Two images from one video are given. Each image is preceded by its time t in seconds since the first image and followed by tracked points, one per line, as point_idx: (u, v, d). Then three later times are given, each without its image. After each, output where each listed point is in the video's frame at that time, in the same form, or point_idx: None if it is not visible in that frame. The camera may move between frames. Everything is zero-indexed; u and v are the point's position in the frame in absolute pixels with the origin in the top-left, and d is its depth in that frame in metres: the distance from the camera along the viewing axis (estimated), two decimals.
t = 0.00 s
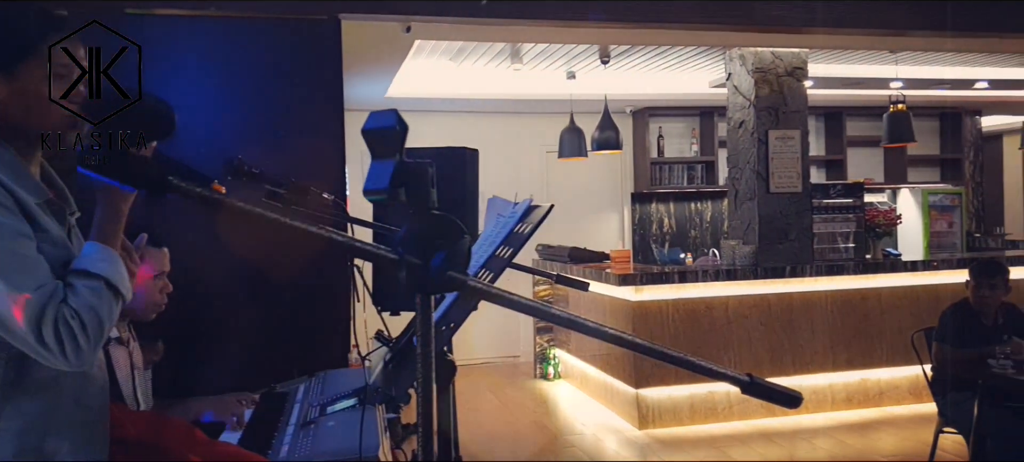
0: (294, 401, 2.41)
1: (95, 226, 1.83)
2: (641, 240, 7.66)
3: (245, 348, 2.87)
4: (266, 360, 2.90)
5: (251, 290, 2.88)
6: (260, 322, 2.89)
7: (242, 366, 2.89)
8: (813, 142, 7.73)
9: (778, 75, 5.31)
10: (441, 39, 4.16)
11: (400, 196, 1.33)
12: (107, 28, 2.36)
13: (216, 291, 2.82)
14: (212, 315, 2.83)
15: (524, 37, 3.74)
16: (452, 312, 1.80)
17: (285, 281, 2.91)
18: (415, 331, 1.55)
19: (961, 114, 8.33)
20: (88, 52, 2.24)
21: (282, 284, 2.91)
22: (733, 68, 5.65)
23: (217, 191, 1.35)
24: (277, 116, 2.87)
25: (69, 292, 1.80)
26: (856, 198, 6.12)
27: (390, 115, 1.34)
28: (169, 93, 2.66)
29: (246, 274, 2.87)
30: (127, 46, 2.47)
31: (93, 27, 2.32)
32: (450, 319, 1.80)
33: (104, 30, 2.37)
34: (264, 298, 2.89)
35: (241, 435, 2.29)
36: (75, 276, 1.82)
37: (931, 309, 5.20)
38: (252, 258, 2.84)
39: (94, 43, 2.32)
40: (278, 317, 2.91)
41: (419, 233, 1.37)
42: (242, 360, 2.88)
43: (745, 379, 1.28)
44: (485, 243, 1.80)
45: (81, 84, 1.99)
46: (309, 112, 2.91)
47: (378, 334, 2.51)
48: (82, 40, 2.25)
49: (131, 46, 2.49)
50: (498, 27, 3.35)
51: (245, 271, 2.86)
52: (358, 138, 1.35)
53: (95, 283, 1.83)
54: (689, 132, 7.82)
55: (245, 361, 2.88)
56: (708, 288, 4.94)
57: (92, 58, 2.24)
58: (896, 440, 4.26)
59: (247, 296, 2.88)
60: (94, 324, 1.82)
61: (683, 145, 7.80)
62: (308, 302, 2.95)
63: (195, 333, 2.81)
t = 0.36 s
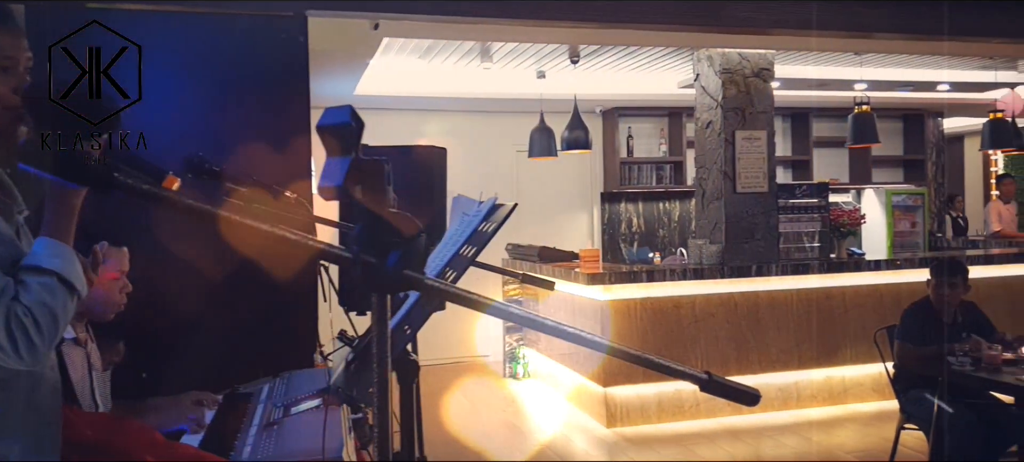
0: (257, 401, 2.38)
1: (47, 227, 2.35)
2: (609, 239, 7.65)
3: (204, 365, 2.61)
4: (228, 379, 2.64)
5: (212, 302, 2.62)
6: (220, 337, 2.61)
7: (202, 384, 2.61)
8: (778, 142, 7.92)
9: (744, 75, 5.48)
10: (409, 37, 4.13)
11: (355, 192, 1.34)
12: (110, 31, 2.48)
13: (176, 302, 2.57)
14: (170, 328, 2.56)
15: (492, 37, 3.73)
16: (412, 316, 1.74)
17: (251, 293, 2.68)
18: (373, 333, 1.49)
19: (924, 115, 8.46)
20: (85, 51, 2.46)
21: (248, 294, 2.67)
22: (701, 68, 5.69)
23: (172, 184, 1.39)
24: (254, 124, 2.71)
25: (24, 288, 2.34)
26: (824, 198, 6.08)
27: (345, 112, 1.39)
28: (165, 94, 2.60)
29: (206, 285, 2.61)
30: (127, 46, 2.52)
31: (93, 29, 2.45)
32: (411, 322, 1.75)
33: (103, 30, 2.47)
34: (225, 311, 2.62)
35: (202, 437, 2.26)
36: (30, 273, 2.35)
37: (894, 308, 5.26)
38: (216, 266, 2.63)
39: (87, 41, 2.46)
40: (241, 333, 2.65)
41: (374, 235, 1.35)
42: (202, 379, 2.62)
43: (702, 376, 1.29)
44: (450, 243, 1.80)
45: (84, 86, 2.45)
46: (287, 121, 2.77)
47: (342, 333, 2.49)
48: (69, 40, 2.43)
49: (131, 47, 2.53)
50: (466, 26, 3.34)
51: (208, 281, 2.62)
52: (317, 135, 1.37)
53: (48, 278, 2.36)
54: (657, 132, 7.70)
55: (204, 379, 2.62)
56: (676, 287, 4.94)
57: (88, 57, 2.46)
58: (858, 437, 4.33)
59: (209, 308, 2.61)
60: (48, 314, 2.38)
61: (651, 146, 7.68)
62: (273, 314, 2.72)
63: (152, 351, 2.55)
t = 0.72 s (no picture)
0: (218, 404, 2.35)
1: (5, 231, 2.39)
2: (578, 238, 7.67)
3: (172, 345, 2.81)
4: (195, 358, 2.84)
5: (170, 289, 2.82)
6: (192, 318, 2.85)
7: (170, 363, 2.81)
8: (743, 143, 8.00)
9: (709, 76, 5.54)
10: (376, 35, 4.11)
11: (307, 190, 1.43)
12: (109, 31, 2.78)
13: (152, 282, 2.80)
14: (147, 304, 2.80)
15: (458, 35, 3.72)
16: (371, 319, 1.74)
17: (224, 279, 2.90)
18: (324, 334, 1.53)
19: (885, 116, 8.59)
20: (86, 51, 2.76)
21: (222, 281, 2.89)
22: (667, 69, 5.73)
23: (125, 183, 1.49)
24: (247, 125, 2.98)
25: None
26: (785, 199, 6.30)
27: (299, 108, 1.45)
28: (162, 94, 2.90)
29: (183, 269, 2.84)
30: (126, 47, 2.81)
31: (93, 28, 2.74)
32: (371, 321, 1.74)
33: (102, 30, 2.76)
34: (200, 294, 2.86)
35: (160, 441, 2.22)
36: None
37: (856, 306, 5.34)
38: (196, 254, 2.83)
39: (87, 42, 2.75)
40: (210, 316, 2.87)
41: (326, 233, 1.41)
42: (169, 358, 2.81)
43: (659, 375, 1.31)
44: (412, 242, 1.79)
45: (84, 84, 2.76)
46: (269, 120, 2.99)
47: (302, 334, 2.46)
48: (68, 40, 2.73)
49: (131, 47, 2.82)
50: (432, 24, 3.33)
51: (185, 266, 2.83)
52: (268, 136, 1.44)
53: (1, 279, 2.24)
54: (625, 133, 7.75)
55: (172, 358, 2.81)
56: (642, 286, 4.97)
57: (88, 57, 2.76)
58: (820, 433, 4.42)
59: (175, 291, 2.83)
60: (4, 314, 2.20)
61: (619, 146, 7.73)
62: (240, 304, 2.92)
63: (125, 328, 2.75)
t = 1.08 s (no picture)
0: (180, 406, 2.32)
1: None
2: (548, 239, 7.49)
3: (140, 353, 2.73)
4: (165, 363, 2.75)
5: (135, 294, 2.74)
6: (167, 323, 2.75)
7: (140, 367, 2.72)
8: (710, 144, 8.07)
9: (677, 77, 5.57)
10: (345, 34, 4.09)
11: (261, 188, 1.38)
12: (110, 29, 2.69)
13: (127, 284, 2.73)
14: (119, 305, 2.72)
15: (426, 35, 3.71)
16: (332, 319, 1.84)
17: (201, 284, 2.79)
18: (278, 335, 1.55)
19: (851, 119, 8.71)
20: (86, 51, 2.66)
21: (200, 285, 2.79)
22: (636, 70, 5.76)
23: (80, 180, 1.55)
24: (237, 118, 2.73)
25: None
26: (752, 199, 6.25)
27: (252, 105, 1.48)
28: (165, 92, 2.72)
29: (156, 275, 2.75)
30: (126, 46, 2.69)
31: (94, 27, 2.67)
32: (332, 321, 1.85)
33: (102, 29, 2.68)
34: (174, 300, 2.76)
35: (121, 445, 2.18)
36: None
37: (820, 305, 5.41)
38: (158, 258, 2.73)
39: (87, 41, 2.66)
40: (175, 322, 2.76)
41: (279, 229, 1.40)
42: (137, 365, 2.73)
43: (618, 373, 1.33)
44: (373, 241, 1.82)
45: (84, 84, 2.65)
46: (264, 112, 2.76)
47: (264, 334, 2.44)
48: (68, 40, 2.64)
49: (131, 46, 2.70)
50: (399, 23, 3.32)
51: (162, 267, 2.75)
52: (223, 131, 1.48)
53: None
54: (595, 133, 7.86)
55: (143, 362, 2.73)
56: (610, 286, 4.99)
57: (88, 57, 2.67)
58: (786, 431, 4.48)
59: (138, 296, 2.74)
60: None
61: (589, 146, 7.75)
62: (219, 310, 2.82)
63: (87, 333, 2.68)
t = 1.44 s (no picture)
0: (142, 408, 2.29)
1: None
2: (519, 239, 7.70)
3: (106, 354, 2.90)
4: (148, 360, 2.94)
5: (100, 299, 2.90)
6: (131, 324, 2.92)
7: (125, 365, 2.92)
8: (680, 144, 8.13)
9: (647, 78, 5.59)
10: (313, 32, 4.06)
11: (212, 189, 1.46)
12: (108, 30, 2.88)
13: (95, 290, 2.89)
14: (85, 308, 2.88)
15: (395, 33, 3.70)
16: (294, 319, 1.77)
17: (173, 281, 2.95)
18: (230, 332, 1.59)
19: (818, 119, 8.80)
20: (86, 53, 2.93)
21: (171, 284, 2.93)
22: (606, 71, 5.78)
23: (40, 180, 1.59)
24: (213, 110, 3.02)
25: None
26: (721, 199, 6.38)
27: (205, 103, 1.45)
28: (161, 91, 3.03)
29: (119, 281, 2.92)
30: (125, 47, 2.95)
31: (92, 28, 2.86)
32: (295, 321, 1.77)
33: (102, 29, 2.86)
34: (136, 304, 2.93)
35: (79, 449, 2.14)
36: None
37: (788, 303, 5.46)
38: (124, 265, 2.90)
39: (87, 43, 2.91)
40: (139, 324, 2.93)
41: (230, 229, 1.44)
42: (101, 366, 2.90)
43: (579, 371, 1.35)
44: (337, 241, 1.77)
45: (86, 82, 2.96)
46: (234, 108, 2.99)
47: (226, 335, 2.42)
48: (69, 41, 2.87)
49: (129, 46, 2.96)
50: (368, 20, 3.30)
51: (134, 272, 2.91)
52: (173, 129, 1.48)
53: None
54: (566, 133, 7.78)
55: (129, 361, 2.93)
56: (581, 284, 5.00)
57: (88, 58, 2.94)
58: (754, 428, 4.52)
59: (104, 300, 2.91)
60: None
61: (561, 146, 7.77)
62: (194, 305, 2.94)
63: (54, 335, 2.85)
